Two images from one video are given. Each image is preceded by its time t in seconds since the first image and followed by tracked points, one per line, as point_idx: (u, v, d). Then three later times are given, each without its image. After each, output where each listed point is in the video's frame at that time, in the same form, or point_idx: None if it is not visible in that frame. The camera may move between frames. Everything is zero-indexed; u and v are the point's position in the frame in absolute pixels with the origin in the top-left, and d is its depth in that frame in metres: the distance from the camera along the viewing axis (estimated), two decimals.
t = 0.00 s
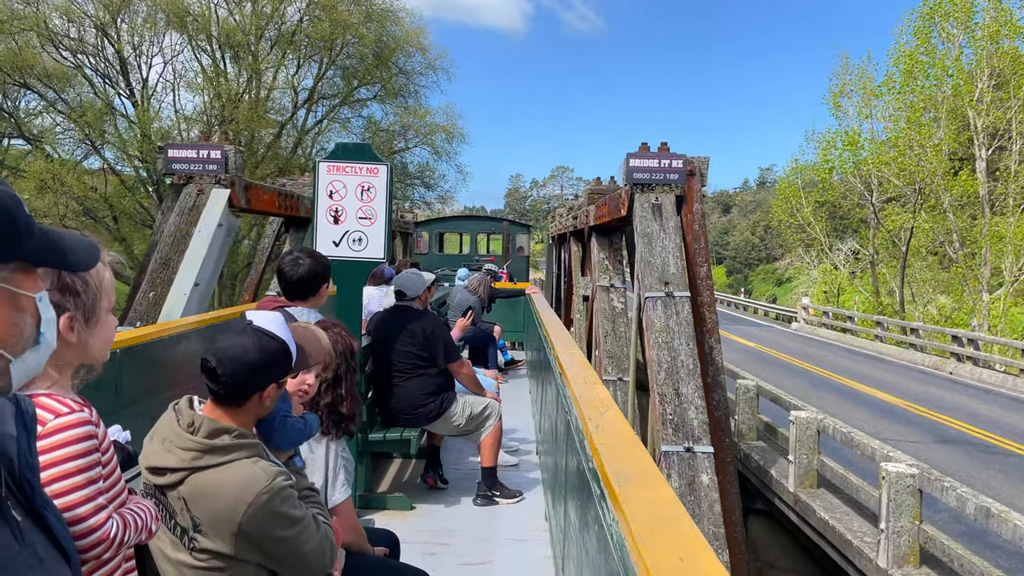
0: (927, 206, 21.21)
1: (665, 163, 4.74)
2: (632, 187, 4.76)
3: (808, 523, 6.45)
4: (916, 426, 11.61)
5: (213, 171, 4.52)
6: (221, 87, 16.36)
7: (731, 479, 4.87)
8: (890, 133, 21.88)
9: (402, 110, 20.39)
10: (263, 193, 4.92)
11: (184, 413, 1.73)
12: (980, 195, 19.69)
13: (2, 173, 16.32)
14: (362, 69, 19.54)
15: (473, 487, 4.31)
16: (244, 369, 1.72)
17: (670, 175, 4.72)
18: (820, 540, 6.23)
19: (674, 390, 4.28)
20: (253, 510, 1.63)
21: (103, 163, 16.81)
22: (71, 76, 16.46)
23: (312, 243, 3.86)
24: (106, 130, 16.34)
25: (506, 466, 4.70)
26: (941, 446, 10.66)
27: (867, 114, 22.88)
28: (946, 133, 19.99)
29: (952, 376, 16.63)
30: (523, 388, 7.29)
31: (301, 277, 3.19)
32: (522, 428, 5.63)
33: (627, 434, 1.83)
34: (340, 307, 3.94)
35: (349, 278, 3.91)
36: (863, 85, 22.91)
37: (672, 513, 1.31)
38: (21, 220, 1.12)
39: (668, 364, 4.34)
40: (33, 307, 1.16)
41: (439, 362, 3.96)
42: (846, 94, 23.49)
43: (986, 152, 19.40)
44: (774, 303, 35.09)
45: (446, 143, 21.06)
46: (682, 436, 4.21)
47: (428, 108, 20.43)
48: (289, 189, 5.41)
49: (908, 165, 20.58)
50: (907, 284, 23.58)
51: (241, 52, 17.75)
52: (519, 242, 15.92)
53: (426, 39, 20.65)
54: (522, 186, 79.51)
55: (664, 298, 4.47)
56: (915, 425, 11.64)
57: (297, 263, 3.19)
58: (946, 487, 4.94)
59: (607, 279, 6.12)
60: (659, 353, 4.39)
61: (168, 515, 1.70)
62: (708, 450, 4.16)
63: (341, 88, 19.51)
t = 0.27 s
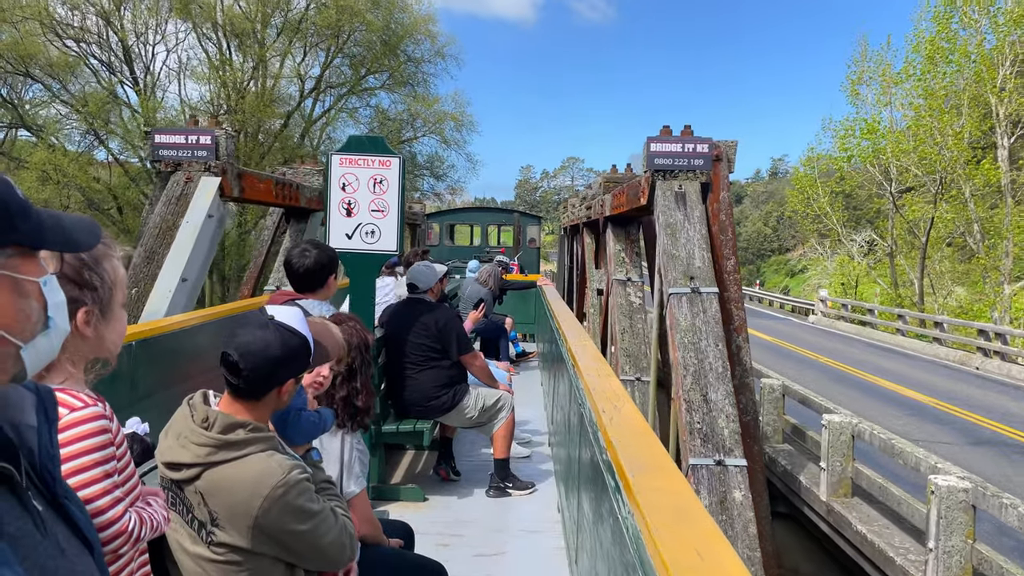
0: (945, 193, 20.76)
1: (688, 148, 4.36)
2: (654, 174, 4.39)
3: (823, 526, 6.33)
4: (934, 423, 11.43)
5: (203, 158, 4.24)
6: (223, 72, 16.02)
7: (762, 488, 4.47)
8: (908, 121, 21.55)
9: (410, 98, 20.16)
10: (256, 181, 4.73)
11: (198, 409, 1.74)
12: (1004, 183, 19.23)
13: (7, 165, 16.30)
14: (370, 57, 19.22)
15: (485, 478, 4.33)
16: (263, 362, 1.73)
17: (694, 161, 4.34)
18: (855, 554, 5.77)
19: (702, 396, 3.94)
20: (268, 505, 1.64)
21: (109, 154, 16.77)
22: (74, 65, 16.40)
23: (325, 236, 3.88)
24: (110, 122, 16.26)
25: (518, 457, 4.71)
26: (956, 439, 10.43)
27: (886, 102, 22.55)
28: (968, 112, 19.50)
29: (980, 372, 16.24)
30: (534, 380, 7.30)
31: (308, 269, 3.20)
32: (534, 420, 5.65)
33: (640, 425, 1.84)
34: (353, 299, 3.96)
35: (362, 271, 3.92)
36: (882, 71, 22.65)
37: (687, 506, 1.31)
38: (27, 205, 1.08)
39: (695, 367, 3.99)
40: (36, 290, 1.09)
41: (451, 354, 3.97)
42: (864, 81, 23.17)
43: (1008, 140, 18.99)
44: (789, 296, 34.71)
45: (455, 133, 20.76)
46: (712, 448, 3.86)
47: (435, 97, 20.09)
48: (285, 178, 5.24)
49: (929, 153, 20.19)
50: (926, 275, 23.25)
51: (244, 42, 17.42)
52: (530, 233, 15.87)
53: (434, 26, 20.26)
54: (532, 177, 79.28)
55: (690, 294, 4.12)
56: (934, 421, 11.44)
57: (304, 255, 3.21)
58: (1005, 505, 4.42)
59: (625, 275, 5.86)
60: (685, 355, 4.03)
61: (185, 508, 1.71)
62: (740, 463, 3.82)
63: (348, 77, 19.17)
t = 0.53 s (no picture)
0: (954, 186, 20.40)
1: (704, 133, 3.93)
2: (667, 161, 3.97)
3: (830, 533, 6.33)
4: (941, 423, 11.34)
5: (178, 146, 3.78)
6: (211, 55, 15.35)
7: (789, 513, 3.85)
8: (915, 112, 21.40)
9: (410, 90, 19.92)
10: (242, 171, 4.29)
11: (195, 402, 1.74)
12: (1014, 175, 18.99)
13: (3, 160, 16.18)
14: (369, 47, 18.92)
15: (487, 472, 4.33)
16: (259, 357, 1.73)
17: (710, 147, 3.91)
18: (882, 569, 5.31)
19: (723, 407, 3.38)
20: (260, 500, 1.64)
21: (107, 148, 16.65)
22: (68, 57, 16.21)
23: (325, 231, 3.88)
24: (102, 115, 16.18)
25: (520, 451, 4.71)
26: (982, 442, 10.27)
27: (894, 92, 22.42)
28: (978, 98, 19.19)
29: (996, 369, 15.97)
30: (536, 375, 7.30)
31: (304, 263, 3.20)
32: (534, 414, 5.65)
33: (640, 419, 1.84)
34: (353, 293, 3.96)
35: (362, 266, 3.92)
36: (890, 61, 22.54)
37: (685, 500, 1.31)
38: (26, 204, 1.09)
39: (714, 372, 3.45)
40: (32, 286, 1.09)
41: (452, 348, 3.97)
42: (873, 71, 23.00)
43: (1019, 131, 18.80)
44: (793, 289, 34.53)
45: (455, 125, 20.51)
46: (735, 465, 3.26)
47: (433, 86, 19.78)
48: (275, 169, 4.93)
49: (938, 143, 20.02)
50: (933, 268, 23.11)
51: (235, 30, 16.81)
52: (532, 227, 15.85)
53: (434, 16, 19.90)
54: (535, 171, 79.11)
55: (707, 293, 3.62)
56: (939, 423, 11.34)
57: (300, 250, 3.21)
58: None
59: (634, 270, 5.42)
60: (702, 358, 3.49)
61: (182, 502, 1.72)
62: (768, 482, 3.22)
63: (347, 68, 18.85)
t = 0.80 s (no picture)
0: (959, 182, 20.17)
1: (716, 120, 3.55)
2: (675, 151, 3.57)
3: (822, 541, 6.27)
4: (941, 427, 11.23)
5: (141, 137, 3.57)
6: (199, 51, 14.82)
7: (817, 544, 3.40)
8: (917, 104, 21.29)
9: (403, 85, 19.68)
10: (211, 166, 4.12)
11: (188, 398, 1.74)
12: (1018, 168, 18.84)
13: None
14: (360, 42, 18.26)
15: (483, 470, 4.33)
16: (249, 353, 1.73)
17: (722, 135, 3.52)
18: None
19: (744, 423, 2.96)
20: (255, 492, 1.62)
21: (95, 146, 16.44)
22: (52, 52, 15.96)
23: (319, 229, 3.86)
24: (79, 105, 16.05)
25: (516, 449, 4.71)
26: (1000, 447, 10.13)
27: (897, 83, 22.34)
28: (982, 89, 19.07)
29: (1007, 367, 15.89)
30: (532, 372, 7.29)
31: (298, 261, 3.19)
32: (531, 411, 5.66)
33: (635, 415, 1.83)
34: (348, 291, 3.95)
35: (356, 264, 3.91)
36: (892, 54, 22.45)
37: (679, 496, 1.30)
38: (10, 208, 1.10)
39: (734, 382, 3.04)
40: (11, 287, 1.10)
41: (448, 346, 3.96)
42: (875, 63, 22.88)
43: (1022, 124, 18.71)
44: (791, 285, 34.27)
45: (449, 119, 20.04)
46: (759, 491, 2.84)
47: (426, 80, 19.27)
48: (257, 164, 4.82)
49: (941, 137, 19.96)
50: (934, 264, 22.98)
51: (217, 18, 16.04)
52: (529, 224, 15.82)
53: (428, 9, 19.37)
54: (531, 167, 78.92)
55: (724, 296, 3.22)
56: (940, 425, 11.24)
57: (293, 247, 3.19)
58: None
59: (638, 268, 5.02)
60: (719, 366, 3.07)
61: (176, 498, 1.71)
62: (797, 509, 2.81)
63: (340, 62, 18.17)
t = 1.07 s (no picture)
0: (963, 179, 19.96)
1: (730, 107, 3.18)
2: (683, 140, 3.20)
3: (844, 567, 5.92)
4: (939, 430, 11.16)
5: (96, 130, 3.43)
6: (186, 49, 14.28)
7: None
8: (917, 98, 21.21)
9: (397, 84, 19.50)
10: (178, 163, 3.95)
11: (183, 399, 1.74)
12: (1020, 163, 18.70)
13: None
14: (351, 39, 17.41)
15: (479, 470, 4.33)
16: (238, 354, 1.73)
17: (737, 124, 3.15)
18: None
19: (770, 447, 2.46)
20: (255, 490, 1.62)
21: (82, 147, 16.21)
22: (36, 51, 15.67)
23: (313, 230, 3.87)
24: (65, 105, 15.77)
25: (512, 449, 4.70)
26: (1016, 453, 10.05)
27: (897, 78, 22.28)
28: (983, 82, 18.97)
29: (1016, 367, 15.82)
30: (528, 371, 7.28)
31: (291, 263, 3.19)
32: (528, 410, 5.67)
33: (629, 415, 1.83)
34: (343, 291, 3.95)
35: (351, 265, 3.91)
36: (892, 48, 22.36)
37: (673, 495, 1.30)
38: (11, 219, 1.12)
39: (759, 399, 2.56)
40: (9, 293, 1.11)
41: (443, 346, 3.96)
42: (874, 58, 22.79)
43: None
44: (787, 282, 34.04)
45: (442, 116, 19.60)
46: (789, 526, 2.33)
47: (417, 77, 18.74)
48: (234, 163, 4.76)
49: (943, 131, 19.91)
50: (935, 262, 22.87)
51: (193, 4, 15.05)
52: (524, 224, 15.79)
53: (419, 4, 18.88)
54: (525, 167, 78.74)
55: (742, 301, 2.78)
56: (944, 425, 11.21)
57: (286, 249, 3.19)
58: None
59: (640, 269, 4.70)
60: (739, 382, 2.59)
61: (173, 499, 1.70)
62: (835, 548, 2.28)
63: (329, 60, 17.17)
